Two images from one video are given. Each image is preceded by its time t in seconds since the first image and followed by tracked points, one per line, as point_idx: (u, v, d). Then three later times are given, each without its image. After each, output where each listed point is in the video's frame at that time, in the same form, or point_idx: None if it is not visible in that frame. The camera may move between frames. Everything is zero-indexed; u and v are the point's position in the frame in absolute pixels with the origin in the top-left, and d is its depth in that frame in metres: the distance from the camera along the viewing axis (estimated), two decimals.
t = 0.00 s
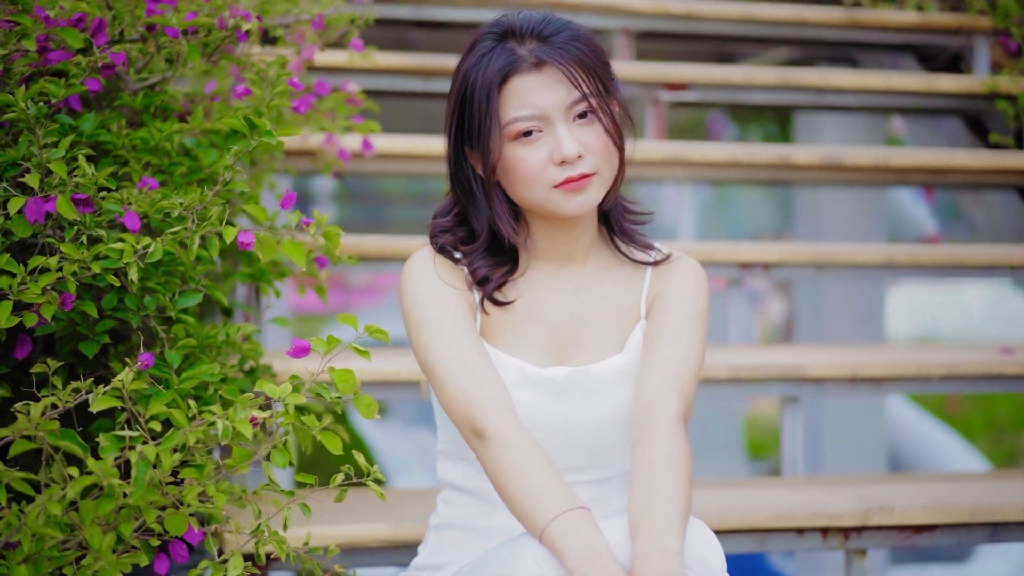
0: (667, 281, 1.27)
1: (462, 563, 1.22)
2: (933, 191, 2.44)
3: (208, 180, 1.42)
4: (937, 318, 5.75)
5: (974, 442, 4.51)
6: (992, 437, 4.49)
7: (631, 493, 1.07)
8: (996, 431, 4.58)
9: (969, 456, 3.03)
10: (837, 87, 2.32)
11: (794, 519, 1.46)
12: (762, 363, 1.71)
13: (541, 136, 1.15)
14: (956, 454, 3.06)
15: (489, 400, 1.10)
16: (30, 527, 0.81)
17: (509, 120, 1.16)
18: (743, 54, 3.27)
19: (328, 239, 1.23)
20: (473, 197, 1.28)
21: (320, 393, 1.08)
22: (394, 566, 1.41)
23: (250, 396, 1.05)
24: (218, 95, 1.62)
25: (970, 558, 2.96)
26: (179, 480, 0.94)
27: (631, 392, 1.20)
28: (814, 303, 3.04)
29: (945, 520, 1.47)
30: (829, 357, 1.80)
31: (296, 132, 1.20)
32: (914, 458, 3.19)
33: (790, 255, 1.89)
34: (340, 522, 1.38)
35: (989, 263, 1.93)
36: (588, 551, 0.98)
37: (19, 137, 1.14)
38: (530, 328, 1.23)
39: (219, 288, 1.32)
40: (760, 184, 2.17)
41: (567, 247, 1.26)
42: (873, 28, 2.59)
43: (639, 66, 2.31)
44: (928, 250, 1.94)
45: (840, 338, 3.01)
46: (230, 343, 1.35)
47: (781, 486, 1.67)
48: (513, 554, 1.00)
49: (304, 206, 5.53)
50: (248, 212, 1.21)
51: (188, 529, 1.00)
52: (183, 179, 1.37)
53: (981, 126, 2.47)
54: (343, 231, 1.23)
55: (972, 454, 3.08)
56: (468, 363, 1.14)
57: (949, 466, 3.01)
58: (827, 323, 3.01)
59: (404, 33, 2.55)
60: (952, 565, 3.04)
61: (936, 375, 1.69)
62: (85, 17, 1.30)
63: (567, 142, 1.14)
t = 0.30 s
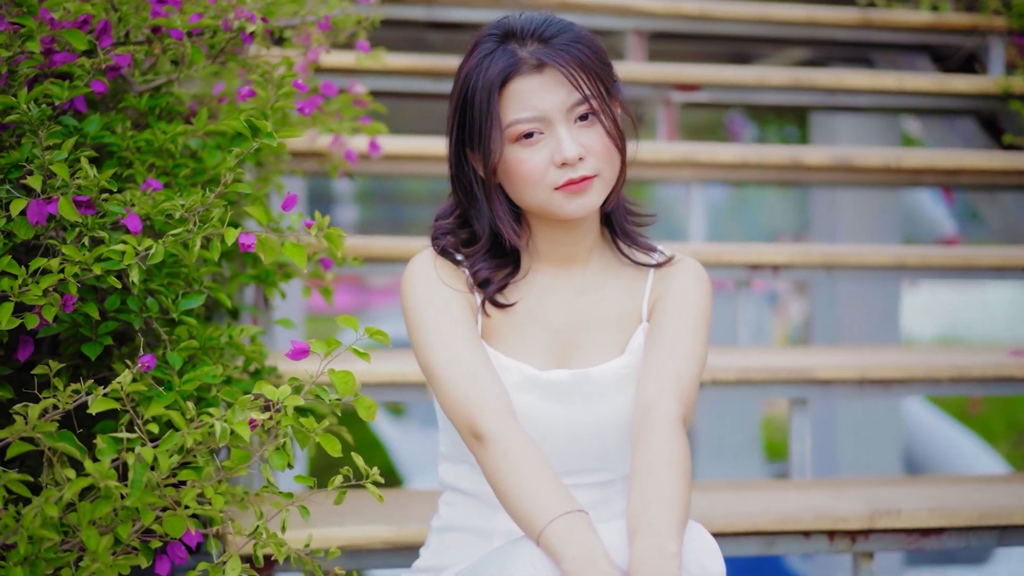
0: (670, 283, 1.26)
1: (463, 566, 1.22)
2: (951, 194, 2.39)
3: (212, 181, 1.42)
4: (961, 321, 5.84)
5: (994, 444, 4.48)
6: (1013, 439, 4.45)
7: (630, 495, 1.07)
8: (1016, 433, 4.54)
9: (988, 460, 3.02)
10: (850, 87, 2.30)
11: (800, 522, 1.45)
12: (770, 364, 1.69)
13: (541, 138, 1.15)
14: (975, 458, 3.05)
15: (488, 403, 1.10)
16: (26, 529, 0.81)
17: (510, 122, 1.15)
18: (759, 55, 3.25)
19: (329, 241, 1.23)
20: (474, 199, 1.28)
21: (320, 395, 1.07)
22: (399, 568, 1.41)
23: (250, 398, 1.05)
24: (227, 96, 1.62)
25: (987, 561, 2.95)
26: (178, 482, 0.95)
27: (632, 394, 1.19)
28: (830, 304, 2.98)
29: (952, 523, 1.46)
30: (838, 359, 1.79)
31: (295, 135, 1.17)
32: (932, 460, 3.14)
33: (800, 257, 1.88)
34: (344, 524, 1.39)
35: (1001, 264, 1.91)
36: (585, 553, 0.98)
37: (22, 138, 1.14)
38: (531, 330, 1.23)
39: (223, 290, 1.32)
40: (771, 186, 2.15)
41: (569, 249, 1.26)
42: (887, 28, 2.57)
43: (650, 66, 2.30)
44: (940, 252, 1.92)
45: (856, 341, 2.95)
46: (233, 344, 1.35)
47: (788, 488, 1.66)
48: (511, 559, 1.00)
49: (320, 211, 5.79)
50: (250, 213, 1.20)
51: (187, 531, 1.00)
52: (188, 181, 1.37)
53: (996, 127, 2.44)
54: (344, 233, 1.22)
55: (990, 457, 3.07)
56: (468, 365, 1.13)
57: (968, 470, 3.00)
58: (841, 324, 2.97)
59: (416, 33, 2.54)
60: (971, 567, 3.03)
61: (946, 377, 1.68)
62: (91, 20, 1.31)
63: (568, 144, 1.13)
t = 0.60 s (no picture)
0: (673, 286, 1.26)
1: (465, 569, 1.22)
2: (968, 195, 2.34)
3: (217, 183, 1.42)
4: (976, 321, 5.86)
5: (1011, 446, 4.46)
6: None
7: (630, 498, 1.06)
8: None
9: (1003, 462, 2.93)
10: (861, 88, 2.28)
11: (806, 525, 1.44)
12: (777, 367, 1.68)
13: (544, 140, 1.15)
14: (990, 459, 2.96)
15: (489, 405, 1.10)
16: (26, 531, 0.81)
17: (513, 125, 1.15)
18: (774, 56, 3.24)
19: (332, 244, 1.24)
20: (477, 202, 1.27)
21: (321, 397, 1.07)
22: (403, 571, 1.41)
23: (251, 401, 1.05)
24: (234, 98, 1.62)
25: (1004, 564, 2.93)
26: (178, 484, 0.95)
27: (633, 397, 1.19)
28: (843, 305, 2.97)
29: (960, 527, 1.45)
30: (846, 361, 1.78)
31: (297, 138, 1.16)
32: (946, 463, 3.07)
33: (809, 259, 1.87)
34: (348, 526, 1.38)
35: (1012, 266, 1.90)
36: (584, 557, 0.98)
37: (27, 141, 1.15)
38: (532, 332, 1.22)
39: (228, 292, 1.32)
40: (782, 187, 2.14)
41: (572, 251, 1.26)
42: (899, 29, 2.55)
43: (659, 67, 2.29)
44: (950, 253, 1.91)
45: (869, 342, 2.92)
46: (237, 346, 1.36)
47: (795, 491, 1.65)
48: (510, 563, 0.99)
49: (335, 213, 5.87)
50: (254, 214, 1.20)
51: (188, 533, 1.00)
52: (192, 183, 1.37)
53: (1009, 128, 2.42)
54: (347, 235, 1.23)
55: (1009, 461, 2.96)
56: (469, 367, 1.13)
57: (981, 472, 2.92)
58: (855, 325, 2.93)
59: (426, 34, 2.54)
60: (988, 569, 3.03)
61: (955, 379, 1.66)
62: (97, 23, 1.31)
63: (570, 146, 1.13)
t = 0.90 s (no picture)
0: (675, 288, 1.25)
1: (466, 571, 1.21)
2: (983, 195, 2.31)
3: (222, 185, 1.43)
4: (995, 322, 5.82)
5: None
6: None
7: (629, 500, 1.06)
8: None
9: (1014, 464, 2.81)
10: (873, 89, 2.27)
11: (811, 527, 1.43)
12: (785, 369, 1.67)
13: (546, 142, 1.15)
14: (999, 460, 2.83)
15: (489, 407, 1.10)
16: (26, 533, 0.82)
17: (515, 127, 1.15)
18: (786, 57, 3.22)
19: (335, 246, 1.23)
20: (479, 204, 1.27)
21: (322, 398, 1.06)
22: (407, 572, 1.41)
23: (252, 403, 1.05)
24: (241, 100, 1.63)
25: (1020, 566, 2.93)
26: (178, 485, 0.95)
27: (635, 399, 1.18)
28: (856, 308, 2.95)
29: (967, 529, 1.44)
30: (854, 363, 1.76)
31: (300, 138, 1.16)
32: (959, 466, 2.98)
33: (818, 260, 1.86)
34: (353, 527, 1.39)
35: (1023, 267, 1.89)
36: (582, 559, 0.97)
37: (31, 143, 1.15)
38: (534, 334, 1.22)
39: (233, 294, 1.33)
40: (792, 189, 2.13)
41: (574, 253, 1.25)
42: (912, 30, 2.53)
43: (669, 68, 2.28)
44: (961, 255, 1.89)
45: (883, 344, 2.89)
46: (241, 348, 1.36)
47: (803, 493, 1.64)
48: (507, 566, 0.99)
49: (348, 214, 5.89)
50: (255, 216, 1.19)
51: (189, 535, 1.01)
52: (198, 185, 1.38)
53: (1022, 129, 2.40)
54: (350, 237, 1.22)
55: None
56: (470, 369, 1.13)
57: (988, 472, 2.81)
58: (868, 326, 2.91)
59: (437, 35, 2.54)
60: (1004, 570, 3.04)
61: (963, 381, 1.65)
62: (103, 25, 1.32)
63: (572, 148, 1.13)
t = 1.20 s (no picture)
0: (674, 290, 1.25)
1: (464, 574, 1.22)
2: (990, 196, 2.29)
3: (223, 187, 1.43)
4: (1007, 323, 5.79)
5: None
6: None
7: (624, 502, 1.06)
8: None
9: None
10: (879, 91, 2.26)
11: (813, 530, 1.43)
12: (787, 371, 1.67)
13: (544, 145, 1.15)
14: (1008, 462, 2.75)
15: (485, 409, 1.10)
16: (23, 534, 0.82)
17: (513, 130, 1.16)
18: (794, 57, 3.20)
19: (335, 247, 1.23)
20: (478, 206, 1.28)
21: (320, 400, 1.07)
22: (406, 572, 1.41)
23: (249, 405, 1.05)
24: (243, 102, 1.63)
25: None
26: (176, 487, 0.95)
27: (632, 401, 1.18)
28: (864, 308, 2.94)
29: (969, 532, 1.43)
30: (858, 364, 1.76)
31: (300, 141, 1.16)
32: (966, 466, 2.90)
33: (822, 262, 1.85)
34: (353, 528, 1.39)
35: None
36: (575, 561, 0.98)
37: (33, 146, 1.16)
38: (532, 336, 1.22)
39: (233, 295, 1.33)
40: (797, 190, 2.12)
41: (572, 255, 1.26)
42: (920, 31, 2.52)
43: (675, 69, 2.27)
44: (966, 257, 1.88)
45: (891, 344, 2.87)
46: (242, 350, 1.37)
47: (807, 495, 1.64)
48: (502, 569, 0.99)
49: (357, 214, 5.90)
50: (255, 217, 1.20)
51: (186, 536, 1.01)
52: (199, 187, 1.38)
53: None
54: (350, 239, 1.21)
55: None
56: (467, 372, 1.13)
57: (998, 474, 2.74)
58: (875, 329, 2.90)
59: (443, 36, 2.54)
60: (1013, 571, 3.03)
61: (967, 383, 1.65)
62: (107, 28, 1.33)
63: (570, 151, 1.13)
